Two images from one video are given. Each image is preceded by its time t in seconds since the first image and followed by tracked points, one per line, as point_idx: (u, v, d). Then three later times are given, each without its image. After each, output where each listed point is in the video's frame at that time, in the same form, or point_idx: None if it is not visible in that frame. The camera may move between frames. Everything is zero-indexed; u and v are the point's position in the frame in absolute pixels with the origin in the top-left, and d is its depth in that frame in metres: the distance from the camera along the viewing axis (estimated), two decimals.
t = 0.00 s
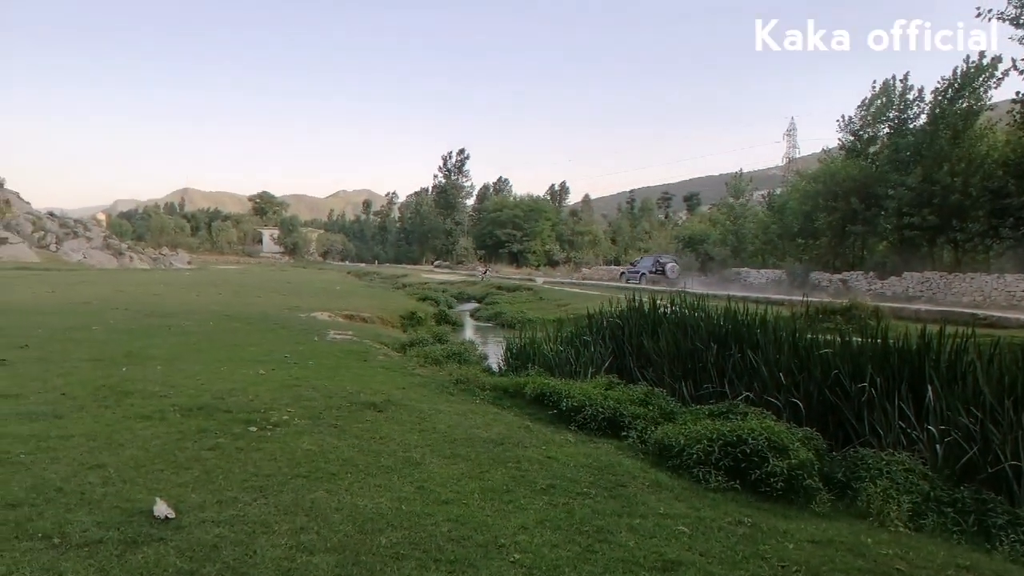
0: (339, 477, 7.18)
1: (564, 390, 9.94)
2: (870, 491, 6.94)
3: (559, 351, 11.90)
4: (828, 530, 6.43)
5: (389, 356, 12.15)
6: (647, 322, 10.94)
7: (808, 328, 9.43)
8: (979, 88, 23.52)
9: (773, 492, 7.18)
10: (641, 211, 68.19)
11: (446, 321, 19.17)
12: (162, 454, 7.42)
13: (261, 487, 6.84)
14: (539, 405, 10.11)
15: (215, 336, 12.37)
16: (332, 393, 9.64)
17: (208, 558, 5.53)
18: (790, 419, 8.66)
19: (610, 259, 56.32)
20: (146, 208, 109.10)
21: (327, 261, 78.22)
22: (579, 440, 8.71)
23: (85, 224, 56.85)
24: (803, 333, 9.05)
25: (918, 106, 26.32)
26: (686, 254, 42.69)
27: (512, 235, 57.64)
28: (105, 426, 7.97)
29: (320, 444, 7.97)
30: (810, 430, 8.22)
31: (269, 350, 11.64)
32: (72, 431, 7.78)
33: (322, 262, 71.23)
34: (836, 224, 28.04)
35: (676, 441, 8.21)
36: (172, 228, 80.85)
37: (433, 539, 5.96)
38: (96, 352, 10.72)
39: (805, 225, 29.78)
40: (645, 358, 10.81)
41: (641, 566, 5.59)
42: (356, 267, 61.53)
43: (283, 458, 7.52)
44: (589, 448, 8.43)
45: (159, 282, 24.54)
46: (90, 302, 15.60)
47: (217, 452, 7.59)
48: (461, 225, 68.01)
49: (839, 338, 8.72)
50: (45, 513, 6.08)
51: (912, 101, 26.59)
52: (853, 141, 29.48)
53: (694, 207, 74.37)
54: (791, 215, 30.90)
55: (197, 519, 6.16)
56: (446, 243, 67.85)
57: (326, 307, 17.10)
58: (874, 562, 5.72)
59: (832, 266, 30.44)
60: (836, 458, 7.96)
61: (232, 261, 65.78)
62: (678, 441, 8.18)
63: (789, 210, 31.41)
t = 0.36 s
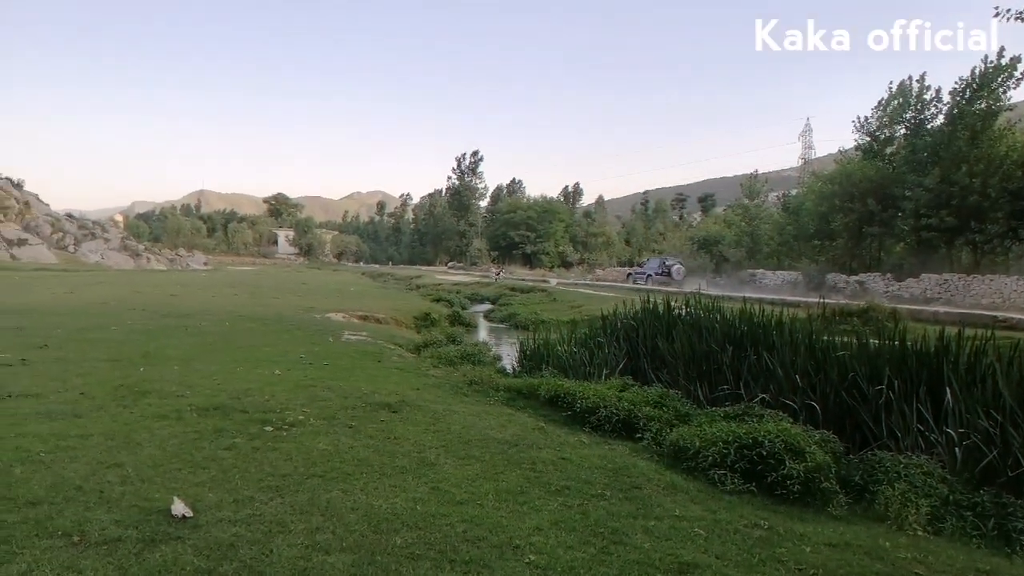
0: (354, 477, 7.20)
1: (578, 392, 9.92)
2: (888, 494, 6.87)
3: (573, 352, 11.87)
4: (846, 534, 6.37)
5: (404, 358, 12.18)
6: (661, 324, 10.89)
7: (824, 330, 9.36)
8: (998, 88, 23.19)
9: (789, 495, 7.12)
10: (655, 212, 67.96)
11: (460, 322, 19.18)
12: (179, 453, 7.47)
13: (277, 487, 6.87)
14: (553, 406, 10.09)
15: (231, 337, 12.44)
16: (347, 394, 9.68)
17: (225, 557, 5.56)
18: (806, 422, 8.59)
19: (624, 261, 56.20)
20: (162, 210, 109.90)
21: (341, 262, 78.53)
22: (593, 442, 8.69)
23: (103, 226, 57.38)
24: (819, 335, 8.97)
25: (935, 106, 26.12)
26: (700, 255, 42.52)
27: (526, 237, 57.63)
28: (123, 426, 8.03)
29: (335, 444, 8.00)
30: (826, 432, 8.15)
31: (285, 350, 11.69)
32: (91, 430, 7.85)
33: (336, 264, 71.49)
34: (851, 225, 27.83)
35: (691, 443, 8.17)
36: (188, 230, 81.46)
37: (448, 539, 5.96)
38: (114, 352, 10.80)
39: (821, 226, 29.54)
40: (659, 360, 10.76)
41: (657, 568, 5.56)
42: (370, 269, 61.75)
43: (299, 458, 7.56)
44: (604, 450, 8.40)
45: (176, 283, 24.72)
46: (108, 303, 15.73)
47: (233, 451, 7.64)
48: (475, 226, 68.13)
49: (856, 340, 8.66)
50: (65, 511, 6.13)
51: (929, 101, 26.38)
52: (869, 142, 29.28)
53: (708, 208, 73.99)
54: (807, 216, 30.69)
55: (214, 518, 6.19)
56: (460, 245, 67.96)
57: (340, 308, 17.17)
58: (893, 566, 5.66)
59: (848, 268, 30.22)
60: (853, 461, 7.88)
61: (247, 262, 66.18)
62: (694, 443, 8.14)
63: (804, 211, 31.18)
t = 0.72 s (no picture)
0: (374, 481, 7.23)
1: (596, 396, 9.89)
2: (910, 501, 6.79)
3: (590, 356, 11.84)
4: (867, 540, 6.30)
5: (421, 362, 12.21)
6: (679, 328, 10.83)
7: (845, 334, 9.28)
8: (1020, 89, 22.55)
9: (810, 501, 7.05)
10: (672, 216, 67.69)
11: (478, 327, 19.20)
12: (201, 456, 7.54)
13: (297, 490, 6.91)
14: (571, 411, 10.07)
15: (251, 341, 12.54)
16: (365, 397, 9.72)
17: (246, 559, 5.60)
18: (827, 427, 8.50)
19: (641, 265, 56.01)
20: (183, 216, 111.06)
21: (359, 267, 78.95)
22: (612, 447, 8.65)
23: (125, 232, 58.13)
24: (840, 339, 8.89)
25: (956, 108, 25.87)
26: (719, 260, 42.29)
27: (542, 241, 57.63)
28: (145, 429, 8.12)
29: (354, 447, 8.04)
30: (847, 438, 8.07)
31: (304, 354, 11.77)
32: (114, 433, 7.94)
33: (354, 269, 71.88)
34: (872, 229, 27.56)
35: (710, 448, 8.11)
36: (209, 235, 82.28)
37: (467, 543, 5.96)
38: (136, 356, 10.92)
39: (841, 230, 29.26)
40: (677, 364, 10.71)
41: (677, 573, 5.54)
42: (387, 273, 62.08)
43: (318, 461, 7.61)
44: (622, 455, 8.37)
45: (197, 288, 24.97)
46: (131, 307, 15.91)
47: (253, 455, 7.69)
48: (491, 231, 68.25)
49: (877, 345, 8.57)
50: (89, 513, 6.20)
51: (950, 103, 26.15)
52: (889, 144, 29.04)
53: (726, 212, 73.53)
54: (826, 220, 30.42)
55: (234, 521, 6.24)
56: (477, 249, 68.08)
57: (359, 312, 17.25)
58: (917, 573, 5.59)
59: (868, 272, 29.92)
60: (875, 467, 7.80)
61: (267, 267, 66.77)
62: (713, 448, 8.08)
63: (823, 215, 30.92)
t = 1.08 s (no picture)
0: (393, 482, 7.25)
1: (614, 398, 9.86)
2: (935, 504, 6.70)
3: (608, 357, 11.80)
4: (891, 544, 6.22)
5: (440, 363, 12.22)
6: (699, 330, 10.76)
7: (867, 336, 9.18)
8: None
9: (833, 504, 6.98)
10: (691, 217, 67.31)
11: (496, 329, 19.22)
12: (223, 457, 7.61)
13: (318, 491, 6.95)
14: (590, 413, 10.03)
15: (272, 343, 12.63)
16: (384, 399, 9.76)
17: (267, 560, 5.64)
18: (849, 429, 8.40)
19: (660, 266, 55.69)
20: (204, 219, 112.09)
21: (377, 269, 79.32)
22: (631, 449, 8.62)
23: (147, 235, 58.81)
24: (862, 340, 8.80)
25: (979, 106, 25.53)
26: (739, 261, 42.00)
27: (560, 243, 57.58)
28: (168, 430, 8.21)
29: (374, 449, 8.08)
30: (870, 440, 7.98)
31: (324, 356, 11.84)
32: (138, 434, 8.03)
33: (372, 271, 72.31)
34: (894, 229, 27.22)
35: (730, 451, 8.05)
36: (229, 238, 83.06)
37: (487, 545, 5.97)
38: (159, 358, 11.04)
39: (862, 230, 28.94)
40: (697, 366, 10.64)
41: None
42: (405, 275, 62.33)
43: (338, 463, 7.65)
44: (641, 457, 8.33)
45: (218, 290, 25.22)
46: (154, 309, 16.11)
47: (275, 456, 7.75)
48: (509, 233, 68.33)
49: (900, 346, 8.47)
50: (113, 513, 6.28)
51: (972, 101, 25.82)
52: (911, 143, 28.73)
53: (746, 212, 72.96)
54: (847, 220, 30.12)
55: (256, 521, 6.28)
56: (494, 251, 68.17)
57: (378, 314, 17.31)
58: None
59: (891, 273, 29.59)
60: (898, 470, 7.70)
61: (286, 270, 67.35)
62: (734, 450, 8.02)
63: (844, 214, 30.60)
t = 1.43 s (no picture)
0: (415, 484, 7.27)
1: (634, 400, 9.83)
2: (961, 507, 6.61)
3: (628, 359, 11.75)
4: (917, 547, 6.15)
5: (459, 365, 12.25)
6: (719, 331, 10.70)
7: (891, 337, 9.08)
8: None
9: (858, 506, 6.90)
10: (710, 217, 66.82)
11: (516, 331, 19.22)
12: (246, 459, 7.69)
13: (340, 493, 7.00)
14: (609, 414, 10.00)
15: (292, 345, 12.71)
16: (405, 401, 9.80)
17: (290, 562, 5.67)
18: (873, 431, 8.31)
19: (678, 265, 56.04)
20: (225, 223, 113.05)
21: (396, 271, 79.69)
22: (651, 451, 8.58)
23: (169, 239, 59.49)
24: (886, 341, 8.70)
25: (1002, 102, 25.21)
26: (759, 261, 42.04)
27: (578, 244, 57.48)
28: (192, 432, 8.30)
29: (394, 451, 8.11)
30: (894, 441, 7.88)
31: (344, 358, 11.91)
32: (162, 436, 8.12)
33: (391, 273, 72.63)
34: (917, 227, 26.88)
35: (752, 452, 7.99)
36: (250, 241, 83.83)
37: (508, 547, 5.97)
38: (182, 361, 11.16)
39: (884, 228, 28.61)
40: (717, 367, 10.56)
41: None
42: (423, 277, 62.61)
43: (360, 464, 7.70)
44: (662, 459, 8.28)
45: (239, 294, 25.47)
46: (177, 313, 16.28)
47: (296, 458, 7.81)
48: (527, 233, 68.31)
49: (924, 347, 8.38)
50: (139, 515, 6.36)
51: (995, 96, 25.49)
52: (935, 141, 28.37)
53: (766, 211, 72.26)
54: (869, 219, 29.78)
55: (278, 523, 6.33)
56: (512, 253, 68.20)
57: (397, 316, 17.38)
58: None
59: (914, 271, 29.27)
60: (924, 472, 7.60)
61: (306, 272, 67.88)
62: (756, 452, 7.96)
63: (866, 213, 30.25)
